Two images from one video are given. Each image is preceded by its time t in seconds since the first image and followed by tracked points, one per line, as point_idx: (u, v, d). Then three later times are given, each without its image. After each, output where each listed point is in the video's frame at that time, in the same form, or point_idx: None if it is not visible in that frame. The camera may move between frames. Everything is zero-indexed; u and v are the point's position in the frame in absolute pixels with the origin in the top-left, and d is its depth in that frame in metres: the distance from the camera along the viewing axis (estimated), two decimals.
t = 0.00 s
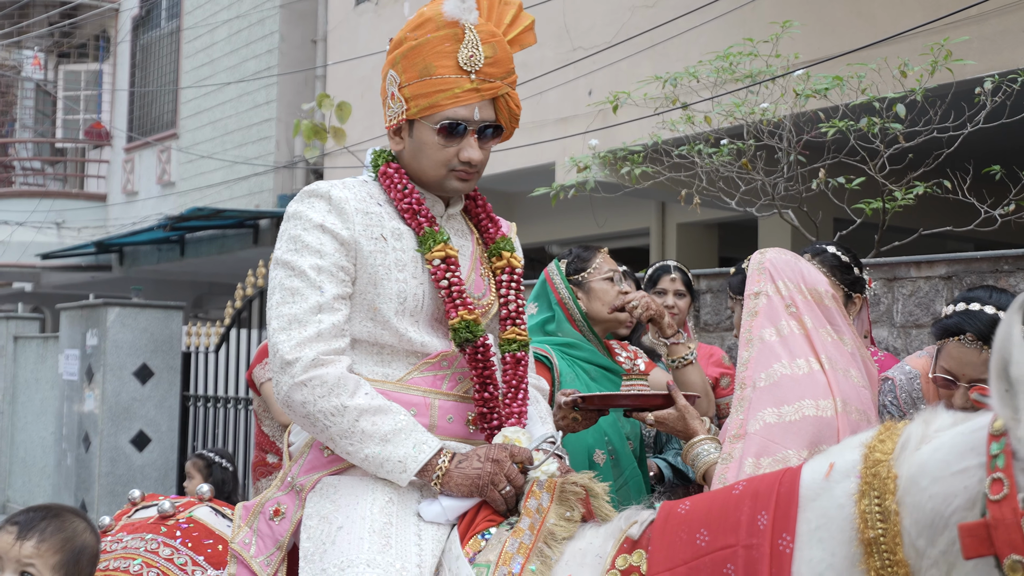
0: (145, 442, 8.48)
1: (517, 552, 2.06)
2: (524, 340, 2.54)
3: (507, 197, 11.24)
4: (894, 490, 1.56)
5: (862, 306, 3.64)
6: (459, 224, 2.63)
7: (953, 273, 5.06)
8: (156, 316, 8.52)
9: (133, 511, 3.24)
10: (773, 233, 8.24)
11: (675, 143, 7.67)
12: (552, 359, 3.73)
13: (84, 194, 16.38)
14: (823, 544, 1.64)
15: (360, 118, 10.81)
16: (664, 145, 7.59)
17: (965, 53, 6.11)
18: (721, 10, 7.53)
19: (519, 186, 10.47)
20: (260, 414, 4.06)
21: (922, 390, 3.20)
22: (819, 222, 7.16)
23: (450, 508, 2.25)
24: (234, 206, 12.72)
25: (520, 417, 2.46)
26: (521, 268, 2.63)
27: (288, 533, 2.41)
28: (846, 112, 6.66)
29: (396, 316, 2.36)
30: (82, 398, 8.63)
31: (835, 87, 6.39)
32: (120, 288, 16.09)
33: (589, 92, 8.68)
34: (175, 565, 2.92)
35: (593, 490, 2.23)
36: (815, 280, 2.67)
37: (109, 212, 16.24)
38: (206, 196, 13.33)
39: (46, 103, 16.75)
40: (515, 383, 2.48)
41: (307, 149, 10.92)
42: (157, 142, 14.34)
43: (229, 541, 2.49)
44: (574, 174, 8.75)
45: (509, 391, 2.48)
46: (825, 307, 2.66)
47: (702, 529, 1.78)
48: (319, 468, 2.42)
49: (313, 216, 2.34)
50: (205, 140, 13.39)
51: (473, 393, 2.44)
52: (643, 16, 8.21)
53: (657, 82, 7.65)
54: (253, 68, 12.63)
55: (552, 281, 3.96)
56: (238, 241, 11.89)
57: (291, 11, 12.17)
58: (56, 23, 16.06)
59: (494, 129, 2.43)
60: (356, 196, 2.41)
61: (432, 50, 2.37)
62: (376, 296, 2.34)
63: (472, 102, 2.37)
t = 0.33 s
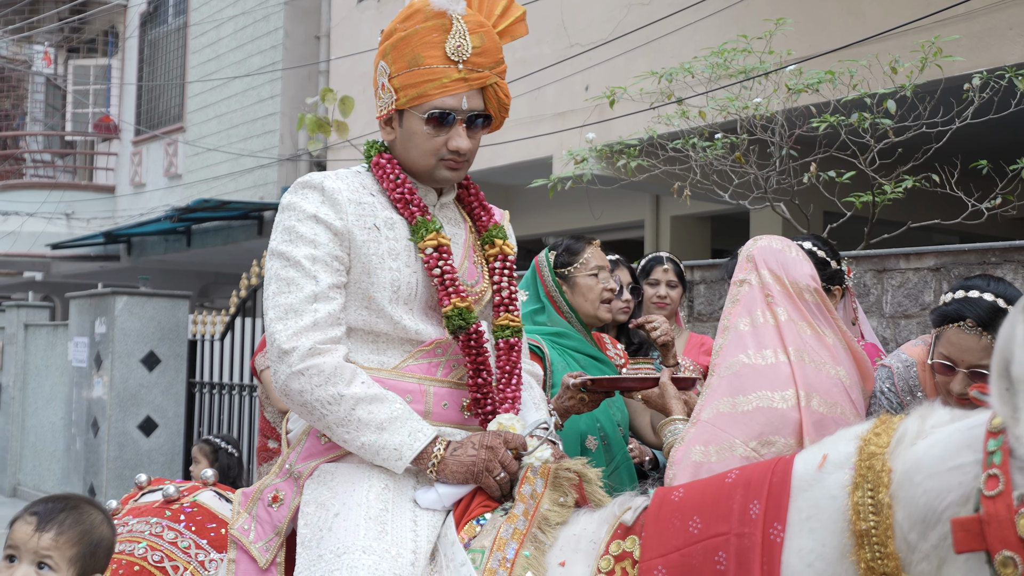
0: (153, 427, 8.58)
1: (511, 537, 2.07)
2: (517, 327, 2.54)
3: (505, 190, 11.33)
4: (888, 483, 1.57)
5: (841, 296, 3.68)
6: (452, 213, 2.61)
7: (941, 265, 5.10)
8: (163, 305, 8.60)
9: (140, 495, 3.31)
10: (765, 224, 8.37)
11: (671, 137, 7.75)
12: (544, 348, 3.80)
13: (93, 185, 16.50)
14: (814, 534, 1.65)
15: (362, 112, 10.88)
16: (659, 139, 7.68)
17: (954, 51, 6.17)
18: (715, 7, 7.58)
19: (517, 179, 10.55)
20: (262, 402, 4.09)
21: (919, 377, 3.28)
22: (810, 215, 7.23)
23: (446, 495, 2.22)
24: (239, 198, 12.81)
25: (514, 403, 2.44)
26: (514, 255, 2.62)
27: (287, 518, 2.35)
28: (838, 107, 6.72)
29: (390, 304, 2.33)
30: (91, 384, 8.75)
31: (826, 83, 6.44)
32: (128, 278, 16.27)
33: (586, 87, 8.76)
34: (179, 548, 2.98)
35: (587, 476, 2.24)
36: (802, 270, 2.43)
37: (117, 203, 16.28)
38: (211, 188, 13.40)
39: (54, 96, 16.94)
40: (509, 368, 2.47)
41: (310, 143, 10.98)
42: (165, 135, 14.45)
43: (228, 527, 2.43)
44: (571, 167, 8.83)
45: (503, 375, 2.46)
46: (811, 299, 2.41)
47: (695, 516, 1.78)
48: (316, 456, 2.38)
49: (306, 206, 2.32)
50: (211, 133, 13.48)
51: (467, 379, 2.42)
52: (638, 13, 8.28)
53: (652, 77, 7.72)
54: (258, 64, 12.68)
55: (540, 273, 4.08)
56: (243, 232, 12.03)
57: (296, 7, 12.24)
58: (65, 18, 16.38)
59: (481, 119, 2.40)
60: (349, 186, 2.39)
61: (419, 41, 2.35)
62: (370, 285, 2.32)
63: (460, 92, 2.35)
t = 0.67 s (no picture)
0: (161, 417, 8.66)
1: (510, 526, 2.09)
2: (514, 318, 2.60)
3: (506, 186, 11.34)
4: (876, 472, 1.59)
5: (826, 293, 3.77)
6: (450, 208, 2.66)
7: (931, 261, 5.17)
8: (172, 298, 8.69)
9: (148, 483, 3.38)
10: (758, 221, 8.48)
11: (667, 136, 7.81)
12: (540, 339, 3.86)
13: (103, 181, 16.55)
14: (803, 522, 1.66)
15: (366, 110, 10.97)
16: (656, 138, 7.75)
17: (944, 53, 6.23)
18: (710, 10, 7.64)
19: (517, 177, 10.61)
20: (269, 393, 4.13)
21: (914, 371, 3.38)
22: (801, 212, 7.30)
23: (447, 486, 2.27)
24: (245, 194, 12.89)
25: (512, 394, 2.49)
26: (510, 249, 2.68)
27: (290, 508, 2.36)
28: (830, 108, 6.78)
29: (390, 298, 2.36)
30: (101, 374, 8.84)
31: (820, 85, 6.49)
32: (137, 272, 16.40)
33: (584, 88, 8.82)
34: (187, 536, 3.03)
35: (584, 466, 2.27)
36: (800, 265, 2.44)
37: (127, 198, 16.38)
38: (219, 184, 13.47)
39: (67, 95, 17.00)
40: (507, 360, 2.52)
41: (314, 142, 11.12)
42: (173, 132, 14.54)
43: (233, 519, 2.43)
44: (570, 165, 8.91)
45: (501, 365, 2.52)
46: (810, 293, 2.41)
47: (687, 505, 1.80)
48: (318, 448, 2.39)
49: (306, 204, 2.34)
50: (218, 131, 13.56)
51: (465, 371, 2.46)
52: (635, 15, 8.35)
53: (648, 77, 7.78)
54: (264, 63, 12.74)
55: (537, 271, 4.18)
56: (249, 227, 12.12)
57: (301, 8, 12.28)
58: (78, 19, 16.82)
59: (478, 116, 2.45)
60: (348, 182, 2.41)
61: (417, 40, 2.39)
62: (370, 280, 2.34)
63: (457, 90, 2.39)
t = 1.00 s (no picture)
0: (173, 410, 8.74)
1: (516, 518, 2.15)
2: (516, 311, 2.67)
3: (508, 186, 11.42)
4: (864, 462, 1.64)
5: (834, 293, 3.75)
6: (453, 204, 2.73)
7: (922, 261, 5.25)
8: (183, 294, 8.77)
9: (160, 475, 3.45)
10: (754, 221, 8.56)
11: (666, 138, 7.86)
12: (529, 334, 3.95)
13: (117, 181, 16.75)
14: (794, 512, 1.71)
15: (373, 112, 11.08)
16: (655, 140, 7.79)
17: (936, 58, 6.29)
18: (708, 15, 7.71)
19: (522, 177, 10.71)
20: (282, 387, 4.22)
21: (909, 358, 3.50)
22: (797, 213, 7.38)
23: (453, 478, 2.33)
24: (255, 194, 12.99)
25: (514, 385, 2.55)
26: (512, 243, 2.76)
27: (300, 500, 2.40)
28: (824, 111, 6.85)
29: (396, 293, 2.43)
30: (115, 368, 8.94)
31: (815, 88, 6.61)
32: (150, 269, 16.60)
33: (585, 91, 8.90)
34: (198, 526, 3.08)
35: (585, 458, 2.35)
36: (798, 263, 2.51)
37: (140, 198, 16.57)
38: (229, 183, 13.59)
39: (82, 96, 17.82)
40: (509, 351, 2.58)
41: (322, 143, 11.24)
42: (186, 134, 14.68)
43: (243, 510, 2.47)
44: (571, 167, 8.98)
45: (503, 357, 2.57)
46: (807, 291, 2.48)
47: (685, 497, 1.86)
48: (327, 441, 2.46)
49: (314, 203, 2.40)
50: (228, 132, 13.66)
51: (469, 365, 2.53)
52: (633, 21, 8.42)
53: (647, 81, 7.87)
54: (273, 66, 12.79)
55: (536, 262, 4.19)
56: (259, 226, 12.25)
57: (309, 12, 12.28)
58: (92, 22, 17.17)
59: (479, 115, 2.50)
60: (354, 181, 2.48)
61: (420, 42, 2.44)
62: (377, 275, 2.42)
63: (459, 89, 2.44)
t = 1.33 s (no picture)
0: (184, 403, 8.85)
1: (519, 508, 2.23)
2: (518, 307, 2.74)
3: (511, 186, 11.50)
4: (851, 452, 1.72)
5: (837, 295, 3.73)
6: (457, 204, 2.81)
7: (912, 260, 5.33)
8: (195, 291, 8.87)
9: (174, 466, 3.53)
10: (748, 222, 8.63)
11: (664, 140, 7.97)
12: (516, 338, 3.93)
13: (130, 181, 16.98)
14: (787, 502, 1.78)
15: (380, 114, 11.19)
16: (653, 142, 7.89)
17: (926, 63, 6.37)
18: (705, 20, 7.79)
19: (523, 177, 10.78)
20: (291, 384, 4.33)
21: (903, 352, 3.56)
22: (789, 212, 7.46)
23: (458, 470, 2.41)
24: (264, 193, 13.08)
25: (516, 381, 2.62)
26: (515, 242, 2.83)
27: (309, 491, 2.47)
28: (817, 114, 6.95)
29: (403, 290, 2.51)
30: (128, 363, 9.03)
31: (808, 92, 6.69)
32: (161, 267, 16.78)
33: (585, 94, 8.98)
34: (210, 515, 3.15)
35: (586, 451, 2.42)
36: (781, 262, 2.57)
37: (153, 197, 16.79)
38: (239, 184, 13.70)
39: (96, 99, 18.23)
40: (511, 346, 2.65)
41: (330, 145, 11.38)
42: (197, 135, 14.82)
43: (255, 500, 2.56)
44: (572, 168, 9.05)
45: (506, 352, 2.63)
46: (791, 289, 2.53)
47: (681, 488, 1.93)
48: (336, 434, 2.53)
49: (323, 202, 2.48)
50: (239, 133, 13.77)
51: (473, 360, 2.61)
52: (633, 26, 8.50)
53: (645, 84, 7.96)
54: (282, 70, 12.89)
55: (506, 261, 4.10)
56: (268, 224, 12.38)
57: (318, 17, 12.45)
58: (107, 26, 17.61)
59: (484, 119, 2.58)
60: (362, 182, 2.56)
61: (427, 46, 2.51)
62: (385, 273, 2.49)
63: (464, 93, 2.51)
